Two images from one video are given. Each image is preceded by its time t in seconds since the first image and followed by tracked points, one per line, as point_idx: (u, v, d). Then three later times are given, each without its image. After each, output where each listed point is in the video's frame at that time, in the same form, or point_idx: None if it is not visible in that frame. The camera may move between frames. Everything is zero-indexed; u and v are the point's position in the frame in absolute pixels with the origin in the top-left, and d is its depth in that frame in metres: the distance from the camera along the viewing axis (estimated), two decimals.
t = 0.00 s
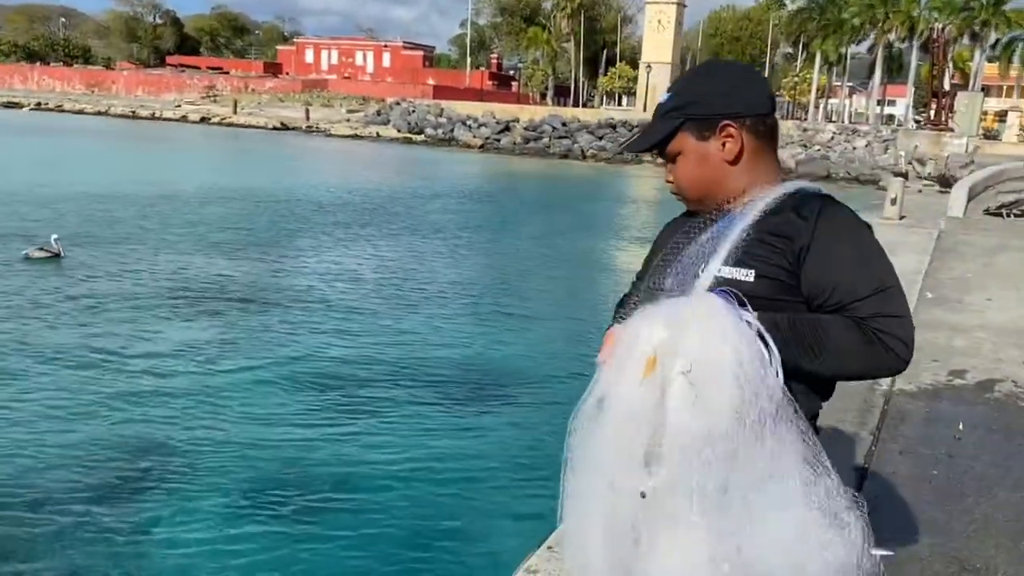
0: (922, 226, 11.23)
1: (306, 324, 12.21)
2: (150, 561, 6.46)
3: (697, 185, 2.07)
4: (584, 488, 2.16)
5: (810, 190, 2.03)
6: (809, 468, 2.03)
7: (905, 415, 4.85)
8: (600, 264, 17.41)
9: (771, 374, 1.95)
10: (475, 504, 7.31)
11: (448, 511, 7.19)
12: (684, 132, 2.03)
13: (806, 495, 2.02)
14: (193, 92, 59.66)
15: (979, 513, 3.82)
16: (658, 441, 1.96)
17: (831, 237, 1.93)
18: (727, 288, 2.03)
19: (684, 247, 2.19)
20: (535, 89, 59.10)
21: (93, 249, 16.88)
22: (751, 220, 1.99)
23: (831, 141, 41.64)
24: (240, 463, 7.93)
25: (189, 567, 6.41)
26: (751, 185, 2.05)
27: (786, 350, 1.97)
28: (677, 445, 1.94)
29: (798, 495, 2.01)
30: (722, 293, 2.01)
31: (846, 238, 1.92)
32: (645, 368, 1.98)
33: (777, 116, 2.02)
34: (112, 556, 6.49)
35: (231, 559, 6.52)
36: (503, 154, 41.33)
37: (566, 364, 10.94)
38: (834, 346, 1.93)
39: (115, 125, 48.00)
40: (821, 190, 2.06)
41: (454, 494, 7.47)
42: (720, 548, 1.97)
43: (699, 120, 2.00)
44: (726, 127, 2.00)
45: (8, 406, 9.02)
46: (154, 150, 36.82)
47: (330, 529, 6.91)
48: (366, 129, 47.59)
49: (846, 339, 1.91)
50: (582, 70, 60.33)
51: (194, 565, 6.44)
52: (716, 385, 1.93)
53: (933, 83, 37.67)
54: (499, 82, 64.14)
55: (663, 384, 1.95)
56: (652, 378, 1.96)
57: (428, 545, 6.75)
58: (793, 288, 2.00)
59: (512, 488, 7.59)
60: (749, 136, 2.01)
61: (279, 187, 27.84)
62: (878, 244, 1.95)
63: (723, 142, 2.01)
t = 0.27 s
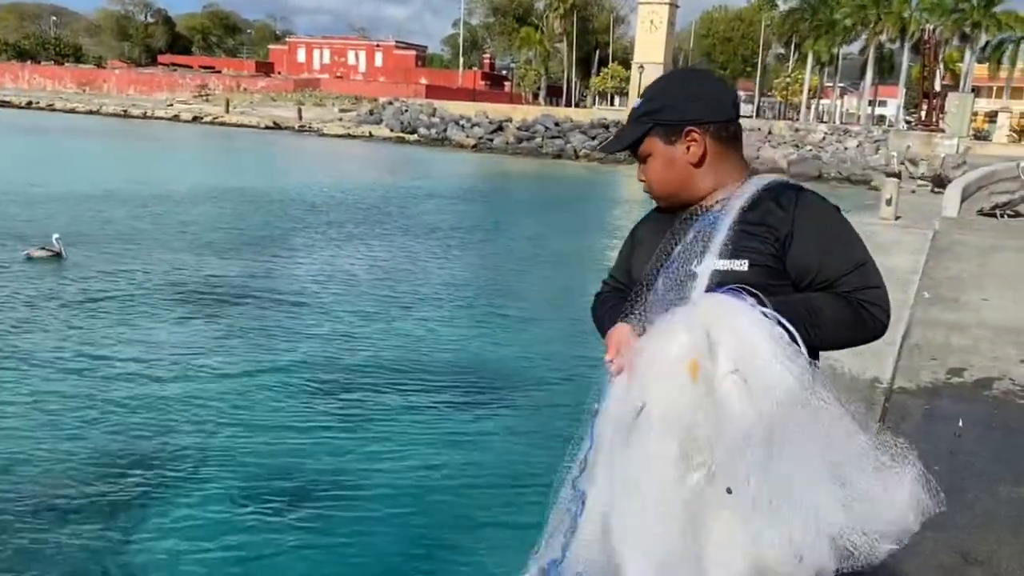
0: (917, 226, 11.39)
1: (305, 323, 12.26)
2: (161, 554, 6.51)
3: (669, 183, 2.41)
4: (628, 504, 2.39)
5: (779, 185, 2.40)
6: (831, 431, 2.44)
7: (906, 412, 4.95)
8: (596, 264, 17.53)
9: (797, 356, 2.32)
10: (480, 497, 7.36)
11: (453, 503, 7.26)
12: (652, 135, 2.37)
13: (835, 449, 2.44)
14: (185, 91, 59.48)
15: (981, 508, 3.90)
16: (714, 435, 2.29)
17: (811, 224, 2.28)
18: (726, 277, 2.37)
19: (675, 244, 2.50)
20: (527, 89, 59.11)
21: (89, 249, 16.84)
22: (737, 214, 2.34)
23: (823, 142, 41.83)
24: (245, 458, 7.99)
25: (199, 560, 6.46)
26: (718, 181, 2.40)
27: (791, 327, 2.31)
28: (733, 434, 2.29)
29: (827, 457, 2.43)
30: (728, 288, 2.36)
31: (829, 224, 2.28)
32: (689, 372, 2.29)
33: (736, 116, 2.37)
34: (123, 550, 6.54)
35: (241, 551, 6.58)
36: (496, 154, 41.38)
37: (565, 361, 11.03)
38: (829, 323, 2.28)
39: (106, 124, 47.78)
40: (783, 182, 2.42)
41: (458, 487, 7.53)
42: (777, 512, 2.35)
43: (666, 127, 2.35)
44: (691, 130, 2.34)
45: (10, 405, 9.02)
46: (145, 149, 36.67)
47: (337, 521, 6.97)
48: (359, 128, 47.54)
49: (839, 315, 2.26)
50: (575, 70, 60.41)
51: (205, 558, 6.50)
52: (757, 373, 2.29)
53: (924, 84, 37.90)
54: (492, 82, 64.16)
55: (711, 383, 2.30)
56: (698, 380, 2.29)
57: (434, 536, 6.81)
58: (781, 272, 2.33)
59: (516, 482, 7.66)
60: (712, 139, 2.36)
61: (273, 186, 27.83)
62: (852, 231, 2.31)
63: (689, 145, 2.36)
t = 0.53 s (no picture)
0: (909, 224, 11.50)
1: (301, 322, 12.20)
2: (162, 546, 6.44)
3: (651, 173, 2.51)
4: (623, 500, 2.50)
5: (756, 170, 2.46)
6: (823, 408, 2.52)
7: (901, 406, 5.04)
8: (589, 263, 17.58)
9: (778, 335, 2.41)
10: (480, 486, 7.40)
11: (455, 496, 7.24)
12: (634, 129, 2.46)
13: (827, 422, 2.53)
14: (176, 89, 59.17)
15: (976, 500, 3.98)
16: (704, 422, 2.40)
17: (793, 209, 2.38)
18: (712, 263, 2.46)
19: (659, 235, 2.58)
20: (520, 88, 59.10)
21: (81, 247, 16.74)
22: (718, 204, 2.42)
23: (815, 142, 42.00)
24: (242, 454, 7.93)
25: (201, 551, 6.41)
26: (697, 170, 2.48)
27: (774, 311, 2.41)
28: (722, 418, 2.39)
29: (818, 430, 2.49)
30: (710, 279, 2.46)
31: (813, 208, 2.37)
32: (679, 362, 2.41)
33: (715, 106, 2.44)
34: (123, 541, 6.47)
35: (243, 542, 6.52)
36: (488, 153, 41.37)
37: (562, 359, 11.02)
38: (810, 300, 2.38)
39: (96, 121, 47.53)
40: (759, 167, 2.48)
41: (461, 479, 7.52)
42: (775, 482, 2.42)
43: (647, 119, 2.44)
44: (668, 124, 2.43)
45: (9, 400, 8.98)
46: (136, 147, 36.49)
47: (339, 513, 6.94)
48: (351, 127, 47.43)
49: (820, 291, 2.36)
50: (567, 70, 60.46)
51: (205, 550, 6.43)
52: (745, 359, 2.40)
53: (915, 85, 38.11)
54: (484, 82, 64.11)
55: (699, 373, 2.42)
56: (688, 369, 2.41)
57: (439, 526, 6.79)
58: (764, 257, 2.42)
59: (515, 472, 7.70)
60: (688, 132, 2.44)
61: (266, 185, 27.75)
62: (829, 213, 2.40)
63: (665, 137, 2.44)
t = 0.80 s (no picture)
0: (901, 225, 11.58)
1: (294, 321, 12.19)
2: (154, 552, 6.45)
3: (650, 173, 2.54)
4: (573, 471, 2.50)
5: (741, 169, 2.45)
6: (769, 398, 2.47)
7: (893, 405, 5.09)
8: (582, 262, 17.63)
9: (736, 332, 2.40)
10: (475, 485, 7.45)
11: (447, 500, 7.24)
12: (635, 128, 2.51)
13: (767, 426, 2.47)
14: (168, 85, 58.90)
15: (967, 498, 4.03)
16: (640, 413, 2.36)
17: (770, 204, 2.36)
18: (685, 260, 2.45)
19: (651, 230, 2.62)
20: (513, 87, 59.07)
21: (75, 245, 16.72)
22: (698, 198, 2.41)
23: (807, 142, 42.14)
24: (234, 457, 7.92)
25: (193, 556, 6.41)
26: (688, 171, 2.49)
27: (738, 306, 2.39)
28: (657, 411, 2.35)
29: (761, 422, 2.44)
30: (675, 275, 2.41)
31: (792, 204, 2.35)
32: (621, 350, 2.37)
33: (709, 109, 2.45)
34: (115, 546, 6.47)
35: (234, 548, 6.52)
36: (481, 151, 41.35)
37: (555, 358, 11.05)
38: (786, 298, 2.35)
39: (87, 117, 47.37)
40: (738, 168, 2.46)
41: (453, 482, 7.54)
42: (704, 482, 2.37)
43: (643, 119, 2.49)
44: (657, 126, 2.47)
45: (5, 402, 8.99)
46: (128, 144, 36.41)
47: (332, 518, 6.94)
48: (344, 125, 47.31)
49: (794, 286, 2.33)
50: (560, 69, 60.44)
51: (198, 556, 6.43)
52: (683, 352, 2.33)
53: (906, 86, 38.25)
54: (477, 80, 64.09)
55: (640, 363, 2.34)
56: (632, 358, 2.35)
57: (431, 531, 6.80)
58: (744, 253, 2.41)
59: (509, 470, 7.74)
60: (674, 133, 2.46)
61: (259, 182, 27.70)
62: (814, 212, 2.37)
63: (654, 138, 2.48)
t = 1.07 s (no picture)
0: (893, 227, 11.62)
1: (287, 319, 12.17)
2: (144, 537, 6.39)
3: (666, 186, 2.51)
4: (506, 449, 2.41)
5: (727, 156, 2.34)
6: (705, 420, 2.25)
7: (884, 406, 5.12)
8: (574, 260, 17.64)
9: (688, 326, 2.31)
10: (470, 474, 7.42)
11: (440, 485, 7.19)
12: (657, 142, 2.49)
13: (687, 402, 2.22)
14: (160, 81, 58.69)
15: (958, 499, 4.06)
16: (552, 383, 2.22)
17: (721, 190, 2.26)
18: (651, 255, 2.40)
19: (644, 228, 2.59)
20: (507, 86, 59.08)
21: (67, 241, 16.62)
22: (672, 196, 2.37)
23: (799, 143, 42.28)
24: (225, 447, 7.87)
25: (182, 541, 6.34)
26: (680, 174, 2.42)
27: (680, 294, 2.29)
28: (563, 381, 2.20)
29: (686, 438, 2.22)
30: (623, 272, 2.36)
31: (734, 190, 2.24)
32: (553, 327, 2.26)
33: (744, 120, 2.39)
34: (104, 532, 6.41)
35: (225, 532, 6.46)
36: (475, 150, 41.34)
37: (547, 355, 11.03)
38: (716, 278, 2.23)
39: (79, 113, 47.16)
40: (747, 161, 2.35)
41: (446, 471, 7.50)
42: (596, 451, 2.19)
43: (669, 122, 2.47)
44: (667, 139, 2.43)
45: None
46: (120, 140, 36.26)
47: (324, 504, 6.88)
48: (337, 123, 47.23)
49: (728, 267, 2.22)
50: (554, 68, 60.54)
51: (187, 539, 6.36)
52: (601, 338, 2.20)
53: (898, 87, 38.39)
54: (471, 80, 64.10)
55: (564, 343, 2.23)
56: (559, 336, 2.24)
57: (424, 513, 6.73)
58: (689, 240, 2.31)
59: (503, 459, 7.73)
60: (676, 142, 2.41)
61: (251, 180, 27.58)
62: (761, 194, 2.25)
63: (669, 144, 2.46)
